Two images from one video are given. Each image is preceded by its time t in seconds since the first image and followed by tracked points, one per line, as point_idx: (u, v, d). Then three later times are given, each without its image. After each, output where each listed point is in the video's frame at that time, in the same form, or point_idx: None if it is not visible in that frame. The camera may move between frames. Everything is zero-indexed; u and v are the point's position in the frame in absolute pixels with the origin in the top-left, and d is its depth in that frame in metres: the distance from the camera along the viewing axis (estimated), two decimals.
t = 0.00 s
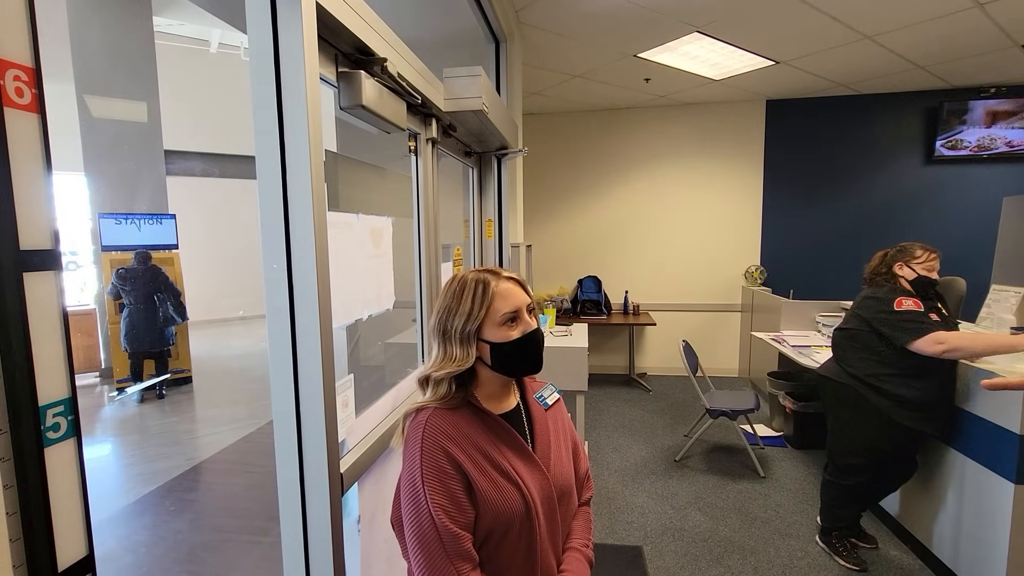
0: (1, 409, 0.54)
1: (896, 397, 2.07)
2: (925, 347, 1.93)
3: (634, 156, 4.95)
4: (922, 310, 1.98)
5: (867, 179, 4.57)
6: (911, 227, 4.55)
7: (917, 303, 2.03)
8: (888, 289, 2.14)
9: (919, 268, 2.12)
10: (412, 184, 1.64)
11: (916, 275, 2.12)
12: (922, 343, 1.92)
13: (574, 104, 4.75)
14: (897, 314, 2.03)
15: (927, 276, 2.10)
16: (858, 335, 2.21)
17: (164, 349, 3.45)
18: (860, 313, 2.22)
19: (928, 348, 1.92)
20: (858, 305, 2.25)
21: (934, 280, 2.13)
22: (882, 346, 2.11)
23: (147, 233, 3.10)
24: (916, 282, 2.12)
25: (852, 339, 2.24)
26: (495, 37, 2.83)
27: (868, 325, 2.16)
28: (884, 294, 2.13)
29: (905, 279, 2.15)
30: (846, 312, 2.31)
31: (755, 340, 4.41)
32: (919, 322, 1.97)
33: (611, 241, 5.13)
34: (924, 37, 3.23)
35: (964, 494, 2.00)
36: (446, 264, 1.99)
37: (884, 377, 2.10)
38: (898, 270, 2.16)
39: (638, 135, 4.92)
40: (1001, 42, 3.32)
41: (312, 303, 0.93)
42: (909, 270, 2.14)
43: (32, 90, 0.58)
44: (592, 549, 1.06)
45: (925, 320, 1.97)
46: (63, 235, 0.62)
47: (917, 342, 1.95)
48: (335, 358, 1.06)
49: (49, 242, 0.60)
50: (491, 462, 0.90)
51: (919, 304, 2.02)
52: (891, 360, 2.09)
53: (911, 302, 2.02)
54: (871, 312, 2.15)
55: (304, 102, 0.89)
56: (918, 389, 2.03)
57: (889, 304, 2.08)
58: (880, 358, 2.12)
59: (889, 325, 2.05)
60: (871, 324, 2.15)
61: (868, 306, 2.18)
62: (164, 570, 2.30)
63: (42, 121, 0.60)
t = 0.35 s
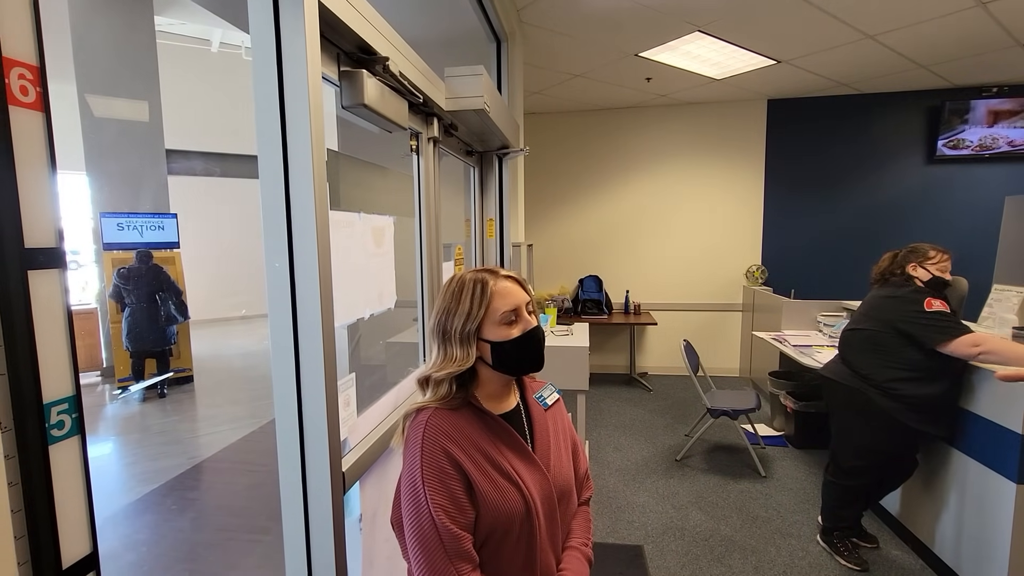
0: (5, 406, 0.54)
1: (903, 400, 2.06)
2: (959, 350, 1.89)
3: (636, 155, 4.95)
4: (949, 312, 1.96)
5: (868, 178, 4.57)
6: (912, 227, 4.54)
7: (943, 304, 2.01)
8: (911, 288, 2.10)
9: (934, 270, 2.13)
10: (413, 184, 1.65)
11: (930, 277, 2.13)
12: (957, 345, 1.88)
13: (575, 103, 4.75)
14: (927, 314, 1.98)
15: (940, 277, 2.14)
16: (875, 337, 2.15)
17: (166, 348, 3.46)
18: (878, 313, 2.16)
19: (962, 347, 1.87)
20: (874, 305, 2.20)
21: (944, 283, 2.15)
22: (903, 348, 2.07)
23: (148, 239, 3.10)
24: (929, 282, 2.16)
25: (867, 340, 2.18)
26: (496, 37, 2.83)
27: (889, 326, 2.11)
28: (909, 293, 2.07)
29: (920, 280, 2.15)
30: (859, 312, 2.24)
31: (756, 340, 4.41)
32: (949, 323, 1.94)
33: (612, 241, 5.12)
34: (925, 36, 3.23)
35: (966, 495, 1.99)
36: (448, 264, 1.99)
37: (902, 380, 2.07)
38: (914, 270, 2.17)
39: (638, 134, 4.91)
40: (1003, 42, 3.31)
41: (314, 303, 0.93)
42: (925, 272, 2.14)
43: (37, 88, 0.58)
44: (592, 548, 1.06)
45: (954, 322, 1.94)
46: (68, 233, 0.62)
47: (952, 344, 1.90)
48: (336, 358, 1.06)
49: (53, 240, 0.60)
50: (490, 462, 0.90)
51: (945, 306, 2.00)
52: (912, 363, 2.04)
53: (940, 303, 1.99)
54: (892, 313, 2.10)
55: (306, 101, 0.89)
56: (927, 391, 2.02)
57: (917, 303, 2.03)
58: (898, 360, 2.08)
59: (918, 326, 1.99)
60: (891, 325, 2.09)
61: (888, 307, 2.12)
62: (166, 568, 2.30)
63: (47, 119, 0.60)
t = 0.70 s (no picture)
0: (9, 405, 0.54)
1: (906, 401, 2.05)
2: (963, 353, 1.89)
3: (637, 155, 4.95)
4: (954, 315, 1.96)
5: (870, 178, 4.57)
6: (914, 227, 4.54)
7: (949, 307, 2.01)
8: (917, 288, 2.09)
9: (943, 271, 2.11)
10: (415, 184, 1.66)
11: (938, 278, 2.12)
12: (963, 349, 1.88)
13: (576, 103, 4.75)
14: (933, 317, 1.98)
15: (949, 278, 2.11)
16: (881, 338, 2.14)
17: (167, 347, 3.48)
18: (884, 314, 2.15)
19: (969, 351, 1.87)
20: (880, 306, 2.19)
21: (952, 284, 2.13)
22: (909, 350, 2.06)
23: (150, 238, 3.17)
24: (938, 283, 2.13)
25: (873, 341, 2.17)
26: (498, 37, 2.84)
27: (896, 327, 2.10)
28: (916, 294, 2.07)
29: (928, 280, 2.13)
30: (864, 312, 2.23)
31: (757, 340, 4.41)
32: (955, 326, 1.94)
33: (613, 241, 5.12)
34: (927, 36, 3.22)
35: (968, 495, 1.99)
36: (449, 263, 2.00)
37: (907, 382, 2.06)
38: (923, 270, 2.14)
39: (640, 134, 4.91)
40: (1005, 42, 3.31)
41: (316, 303, 0.93)
42: (934, 273, 2.12)
43: (42, 88, 0.59)
44: (592, 549, 1.06)
45: (959, 325, 1.94)
46: (72, 233, 0.62)
47: (956, 348, 1.91)
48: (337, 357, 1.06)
49: (57, 240, 0.60)
50: (490, 462, 0.90)
51: (951, 308, 2.00)
52: (918, 365, 2.04)
53: (946, 305, 1.99)
54: (899, 314, 2.09)
55: (308, 101, 0.89)
56: (930, 393, 2.02)
57: (923, 305, 2.03)
58: (901, 362, 2.07)
59: (923, 329, 2.00)
60: (899, 326, 2.09)
61: (894, 308, 2.12)
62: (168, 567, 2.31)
63: (51, 118, 0.60)
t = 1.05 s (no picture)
0: (10, 405, 0.54)
1: (908, 400, 2.04)
2: (954, 351, 1.89)
3: (638, 154, 4.94)
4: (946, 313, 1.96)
5: (872, 177, 4.55)
6: (917, 226, 4.52)
7: (941, 305, 2.01)
8: (910, 287, 2.10)
9: (940, 271, 2.11)
10: (417, 183, 1.66)
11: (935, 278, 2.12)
12: (952, 347, 1.89)
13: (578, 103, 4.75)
14: (924, 315, 1.99)
15: (947, 279, 2.11)
16: (878, 337, 2.15)
17: (169, 347, 3.48)
18: (880, 313, 2.16)
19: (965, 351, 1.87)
20: (876, 304, 2.20)
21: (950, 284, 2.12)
22: (905, 348, 2.06)
23: (152, 238, 3.19)
24: (937, 283, 2.14)
25: (870, 340, 2.18)
26: (500, 37, 2.84)
27: (891, 325, 2.11)
28: (908, 293, 2.08)
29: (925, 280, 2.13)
30: (862, 312, 2.24)
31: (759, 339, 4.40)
32: (946, 324, 1.94)
33: (615, 240, 5.12)
34: (930, 34, 3.21)
35: (972, 495, 1.98)
36: (450, 262, 2.00)
37: (906, 380, 2.05)
38: (922, 270, 2.13)
39: (641, 134, 4.91)
40: (1008, 40, 3.30)
41: (317, 303, 0.93)
42: (931, 272, 2.12)
43: (43, 88, 0.59)
44: (594, 549, 1.06)
45: (951, 323, 1.94)
46: (73, 233, 0.62)
47: (946, 345, 1.91)
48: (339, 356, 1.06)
49: (59, 239, 0.60)
50: (493, 462, 0.90)
51: (942, 306, 2.00)
52: (915, 363, 2.03)
53: (936, 303, 2.00)
54: (893, 312, 2.10)
55: (310, 100, 0.89)
56: (931, 391, 2.01)
57: (914, 303, 2.04)
58: (899, 361, 2.07)
59: (914, 326, 2.01)
60: (894, 324, 2.09)
61: (889, 306, 2.12)
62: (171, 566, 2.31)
63: (53, 118, 0.60)
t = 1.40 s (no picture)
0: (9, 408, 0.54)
1: (903, 397, 2.05)
2: (945, 344, 1.92)
3: (639, 154, 4.94)
4: (937, 307, 1.99)
5: (873, 177, 4.54)
6: (918, 226, 4.51)
7: (932, 300, 2.03)
8: (903, 283, 2.13)
9: (934, 269, 2.11)
10: (417, 184, 1.66)
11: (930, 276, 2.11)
12: (945, 339, 1.91)
13: (578, 103, 4.75)
14: (915, 309, 2.02)
15: (942, 277, 2.11)
16: (871, 333, 2.16)
17: (170, 348, 3.48)
18: (873, 309, 2.17)
19: (950, 344, 1.91)
20: (869, 301, 2.21)
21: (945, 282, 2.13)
22: (899, 343, 2.07)
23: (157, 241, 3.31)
24: (932, 282, 2.13)
25: (864, 337, 2.19)
26: (500, 37, 2.84)
27: (884, 321, 2.12)
28: (900, 288, 2.11)
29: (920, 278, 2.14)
30: (855, 309, 2.25)
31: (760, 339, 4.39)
32: (937, 318, 1.97)
33: (616, 241, 5.11)
34: (932, 34, 3.20)
35: (973, 496, 1.98)
36: (451, 263, 1.99)
37: (901, 375, 2.06)
38: (917, 268, 2.13)
39: (642, 134, 4.90)
40: (1010, 40, 3.29)
41: (316, 304, 0.93)
42: (927, 272, 2.12)
43: (41, 91, 0.59)
44: (594, 550, 1.06)
45: (942, 318, 1.97)
46: (71, 235, 0.62)
47: (937, 339, 1.93)
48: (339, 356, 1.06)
49: (57, 242, 0.60)
50: (493, 462, 0.90)
51: (934, 301, 2.02)
52: (909, 358, 2.04)
53: (927, 298, 2.03)
54: (886, 308, 2.12)
55: (309, 101, 0.89)
56: (927, 388, 2.01)
57: (906, 298, 2.07)
58: (893, 355, 2.09)
59: (905, 320, 2.03)
60: (887, 319, 2.11)
61: (882, 302, 2.14)
62: (172, 567, 2.32)
63: (50, 120, 0.60)
